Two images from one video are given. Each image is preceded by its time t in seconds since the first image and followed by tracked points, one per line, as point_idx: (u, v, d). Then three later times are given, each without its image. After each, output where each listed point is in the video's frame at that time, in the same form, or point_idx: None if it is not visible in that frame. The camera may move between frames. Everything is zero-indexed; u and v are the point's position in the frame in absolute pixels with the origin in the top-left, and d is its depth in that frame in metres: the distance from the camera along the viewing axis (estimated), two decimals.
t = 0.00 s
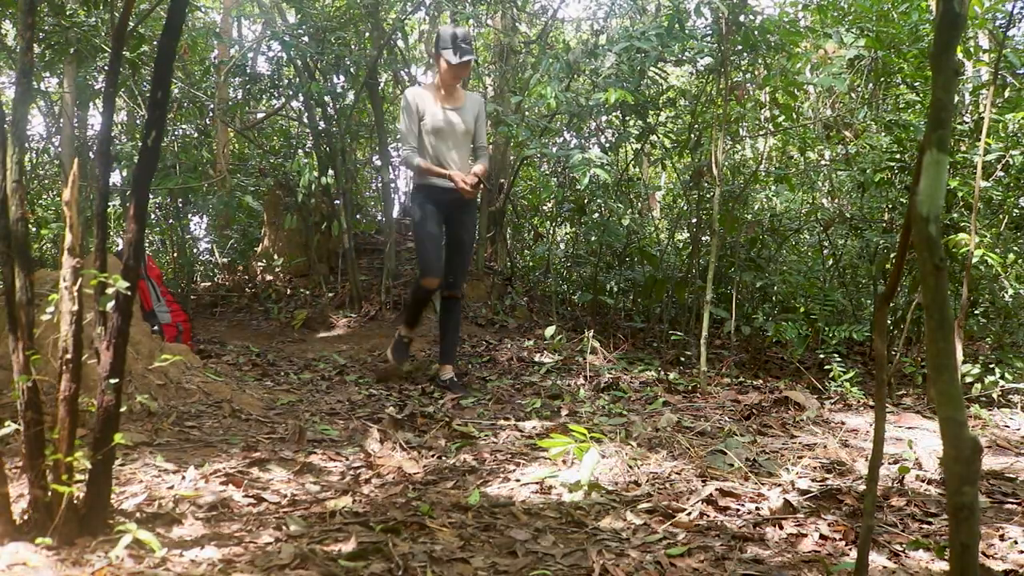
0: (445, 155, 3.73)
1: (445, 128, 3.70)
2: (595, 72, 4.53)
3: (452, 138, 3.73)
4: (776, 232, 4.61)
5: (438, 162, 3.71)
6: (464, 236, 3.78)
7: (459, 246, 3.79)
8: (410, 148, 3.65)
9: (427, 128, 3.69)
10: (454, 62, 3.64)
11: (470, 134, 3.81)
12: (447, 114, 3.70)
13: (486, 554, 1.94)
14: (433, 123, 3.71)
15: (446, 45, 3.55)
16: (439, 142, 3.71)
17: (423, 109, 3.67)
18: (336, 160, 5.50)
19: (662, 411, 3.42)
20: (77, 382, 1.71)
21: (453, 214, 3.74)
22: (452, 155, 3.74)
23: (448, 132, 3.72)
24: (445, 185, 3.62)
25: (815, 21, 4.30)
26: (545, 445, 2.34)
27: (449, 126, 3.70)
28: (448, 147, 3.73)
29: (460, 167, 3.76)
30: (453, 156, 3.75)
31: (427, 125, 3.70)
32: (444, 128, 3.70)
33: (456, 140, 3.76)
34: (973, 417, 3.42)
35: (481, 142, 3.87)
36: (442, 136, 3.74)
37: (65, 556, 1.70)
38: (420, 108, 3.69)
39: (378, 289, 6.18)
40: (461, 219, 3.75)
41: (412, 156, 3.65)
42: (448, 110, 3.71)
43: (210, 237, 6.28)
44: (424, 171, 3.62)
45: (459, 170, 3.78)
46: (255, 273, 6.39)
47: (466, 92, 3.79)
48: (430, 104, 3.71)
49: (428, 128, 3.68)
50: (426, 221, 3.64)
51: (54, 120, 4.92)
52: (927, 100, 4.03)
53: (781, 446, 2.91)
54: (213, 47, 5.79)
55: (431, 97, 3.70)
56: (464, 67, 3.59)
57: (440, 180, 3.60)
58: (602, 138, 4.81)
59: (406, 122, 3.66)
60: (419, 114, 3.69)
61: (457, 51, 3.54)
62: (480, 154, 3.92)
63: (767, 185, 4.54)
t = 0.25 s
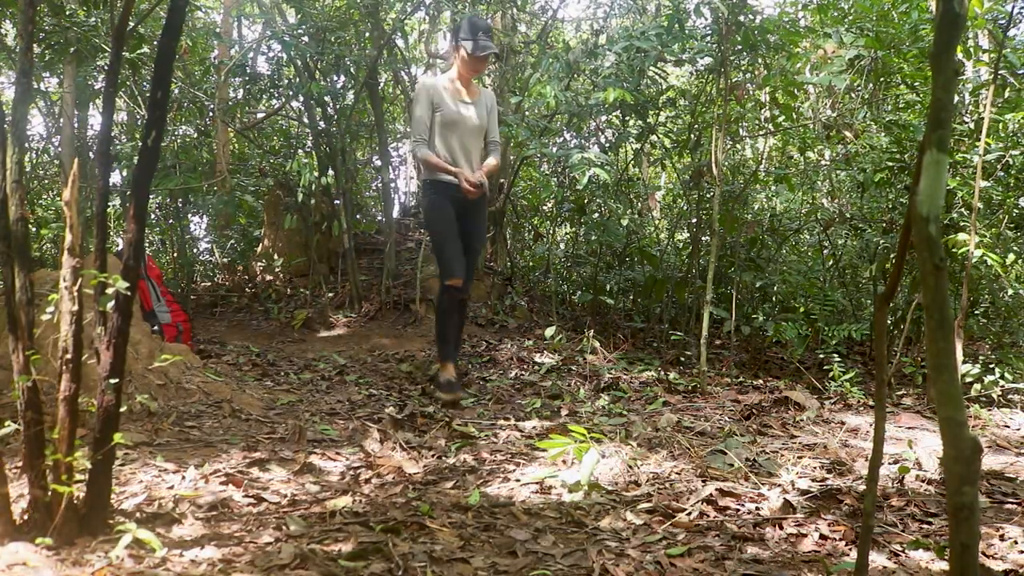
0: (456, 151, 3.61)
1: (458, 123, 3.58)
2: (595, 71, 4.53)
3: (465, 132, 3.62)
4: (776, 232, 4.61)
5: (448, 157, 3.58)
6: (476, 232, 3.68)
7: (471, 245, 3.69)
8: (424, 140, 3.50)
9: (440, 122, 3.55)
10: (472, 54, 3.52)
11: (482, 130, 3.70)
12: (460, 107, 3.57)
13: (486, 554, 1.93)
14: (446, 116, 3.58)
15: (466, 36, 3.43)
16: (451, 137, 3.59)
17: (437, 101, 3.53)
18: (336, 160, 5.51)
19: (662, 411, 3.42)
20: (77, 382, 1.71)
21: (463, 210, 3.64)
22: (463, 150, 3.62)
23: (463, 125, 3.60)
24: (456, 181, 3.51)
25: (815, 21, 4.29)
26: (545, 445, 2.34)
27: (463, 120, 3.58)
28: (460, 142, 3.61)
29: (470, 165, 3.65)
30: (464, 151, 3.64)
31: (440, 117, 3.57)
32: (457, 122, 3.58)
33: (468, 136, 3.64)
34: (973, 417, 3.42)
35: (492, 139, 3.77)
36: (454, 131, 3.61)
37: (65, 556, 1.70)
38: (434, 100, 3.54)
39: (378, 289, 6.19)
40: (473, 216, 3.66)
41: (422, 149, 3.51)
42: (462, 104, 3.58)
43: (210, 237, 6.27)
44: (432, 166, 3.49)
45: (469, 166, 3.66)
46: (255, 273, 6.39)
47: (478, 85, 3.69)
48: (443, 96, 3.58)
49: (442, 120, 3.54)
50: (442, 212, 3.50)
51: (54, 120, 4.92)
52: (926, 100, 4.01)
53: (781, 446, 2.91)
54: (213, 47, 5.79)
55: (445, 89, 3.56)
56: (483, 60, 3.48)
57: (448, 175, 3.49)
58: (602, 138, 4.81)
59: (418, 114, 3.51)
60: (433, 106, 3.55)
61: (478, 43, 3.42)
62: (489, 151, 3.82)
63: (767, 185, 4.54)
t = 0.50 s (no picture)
0: (464, 150, 3.56)
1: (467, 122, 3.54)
2: (595, 71, 4.53)
3: (472, 131, 3.57)
4: (776, 232, 4.62)
5: (456, 157, 3.53)
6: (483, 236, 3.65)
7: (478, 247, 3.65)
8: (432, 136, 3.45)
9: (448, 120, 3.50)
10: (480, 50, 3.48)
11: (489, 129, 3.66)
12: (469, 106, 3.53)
13: (486, 554, 1.93)
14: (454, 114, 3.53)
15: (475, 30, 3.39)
16: (459, 135, 3.54)
17: (446, 99, 3.48)
18: (336, 160, 5.51)
19: (662, 411, 3.42)
20: (77, 383, 1.71)
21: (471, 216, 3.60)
22: (471, 149, 3.58)
23: (471, 124, 3.56)
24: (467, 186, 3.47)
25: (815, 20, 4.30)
26: (545, 445, 2.34)
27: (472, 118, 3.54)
28: (468, 141, 3.57)
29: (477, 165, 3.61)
30: (472, 151, 3.59)
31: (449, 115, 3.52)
32: (465, 120, 3.53)
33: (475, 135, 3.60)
34: (973, 417, 3.42)
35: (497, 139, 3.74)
36: (462, 130, 3.57)
37: (65, 556, 1.70)
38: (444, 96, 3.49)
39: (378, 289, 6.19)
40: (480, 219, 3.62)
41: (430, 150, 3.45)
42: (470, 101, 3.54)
43: (210, 237, 6.27)
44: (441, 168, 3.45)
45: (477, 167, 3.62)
46: (255, 273, 6.39)
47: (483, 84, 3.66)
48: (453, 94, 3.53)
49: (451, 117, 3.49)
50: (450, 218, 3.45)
51: (54, 120, 4.92)
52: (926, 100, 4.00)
53: (781, 446, 2.91)
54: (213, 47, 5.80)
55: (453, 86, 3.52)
56: (493, 55, 3.45)
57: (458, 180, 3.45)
58: (602, 138, 4.81)
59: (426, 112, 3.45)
60: (441, 104, 3.50)
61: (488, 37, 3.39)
62: (494, 151, 3.79)
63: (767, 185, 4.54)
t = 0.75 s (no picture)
0: (471, 145, 3.53)
1: (474, 116, 3.51)
2: (595, 71, 4.54)
3: (480, 126, 3.55)
4: (776, 232, 4.62)
5: (463, 152, 3.51)
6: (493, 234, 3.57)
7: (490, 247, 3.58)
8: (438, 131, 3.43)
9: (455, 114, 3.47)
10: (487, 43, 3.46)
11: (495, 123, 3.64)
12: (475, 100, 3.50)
13: (486, 554, 1.93)
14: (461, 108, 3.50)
15: (483, 23, 3.36)
16: (466, 130, 3.51)
17: (453, 93, 3.44)
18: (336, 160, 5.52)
19: (662, 411, 3.42)
20: (77, 382, 1.71)
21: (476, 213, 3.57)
22: (478, 144, 3.55)
23: (478, 119, 3.53)
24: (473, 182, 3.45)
25: (814, 21, 4.31)
26: (545, 444, 2.33)
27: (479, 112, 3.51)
28: (475, 136, 3.54)
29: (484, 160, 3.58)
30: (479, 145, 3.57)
31: (456, 109, 3.49)
32: (472, 115, 3.50)
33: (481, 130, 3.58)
34: (973, 417, 3.42)
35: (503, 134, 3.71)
36: (468, 125, 3.54)
37: (65, 556, 1.69)
38: (451, 91, 3.46)
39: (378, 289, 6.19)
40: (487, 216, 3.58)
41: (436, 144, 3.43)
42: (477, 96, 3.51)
43: (210, 237, 6.27)
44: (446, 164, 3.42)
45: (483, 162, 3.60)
46: (255, 273, 6.40)
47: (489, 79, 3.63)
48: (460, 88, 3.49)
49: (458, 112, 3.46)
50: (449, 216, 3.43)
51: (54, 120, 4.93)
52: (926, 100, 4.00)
53: (780, 445, 2.91)
54: (213, 47, 5.80)
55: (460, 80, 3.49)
56: (500, 49, 3.43)
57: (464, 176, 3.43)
58: (602, 138, 4.81)
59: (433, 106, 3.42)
60: (447, 98, 3.47)
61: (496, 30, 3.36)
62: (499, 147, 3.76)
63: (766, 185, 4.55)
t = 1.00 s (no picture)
0: (475, 141, 3.47)
1: (478, 112, 3.45)
2: (595, 71, 4.55)
3: (484, 121, 3.48)
4: (776, 232, 4.62)
5: (467, 148, 3.45)
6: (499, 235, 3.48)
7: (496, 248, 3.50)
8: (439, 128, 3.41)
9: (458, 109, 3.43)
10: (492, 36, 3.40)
11: (502, 118, 3.56)
12: (480, 94, 3.44)
13: (486, 554, 1.94)
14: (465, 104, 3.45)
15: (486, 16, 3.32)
16: (470, 125, 3.46)
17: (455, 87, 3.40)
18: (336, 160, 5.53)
19: (662, 411, 3.42)
20: (77, 382, 1.71)
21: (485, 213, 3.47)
22: (483, 140, 3.49)
23: (482, 114, 3.47)
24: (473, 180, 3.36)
25: (814, 20, 4.31)
26: (545, 444, 2.34)
27: (483, 107, 3.45)
28: (480, 132, 3.48)
29: (490, 155, 3.51)
30: (483, 141, 3.51)
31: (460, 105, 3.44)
32: (477, 110, 3.45)
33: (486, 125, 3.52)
34: (973, 417, 3.43)
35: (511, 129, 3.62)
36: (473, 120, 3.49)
37: (65, 556, 1.69)
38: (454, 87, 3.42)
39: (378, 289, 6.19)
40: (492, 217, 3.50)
41: (438, 141, 3.40)
42: (482, 90, 3.45)
43: (210, 237, 6.27)
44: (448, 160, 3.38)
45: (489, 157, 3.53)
46: (255, 273, 6.40)
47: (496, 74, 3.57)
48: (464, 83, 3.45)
49: (461, 107, 3.42)
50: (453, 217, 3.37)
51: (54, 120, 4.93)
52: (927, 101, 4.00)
53: (780, 445, 2.91)
54: (213, 47, 5.80)
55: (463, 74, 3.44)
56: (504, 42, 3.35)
57: (464, 173, 3.36)
58: (602, 138, 4.81)
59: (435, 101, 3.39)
60: (450, 94, 3.43)
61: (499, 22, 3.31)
62: (510, 142, 3.68)
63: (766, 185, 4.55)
